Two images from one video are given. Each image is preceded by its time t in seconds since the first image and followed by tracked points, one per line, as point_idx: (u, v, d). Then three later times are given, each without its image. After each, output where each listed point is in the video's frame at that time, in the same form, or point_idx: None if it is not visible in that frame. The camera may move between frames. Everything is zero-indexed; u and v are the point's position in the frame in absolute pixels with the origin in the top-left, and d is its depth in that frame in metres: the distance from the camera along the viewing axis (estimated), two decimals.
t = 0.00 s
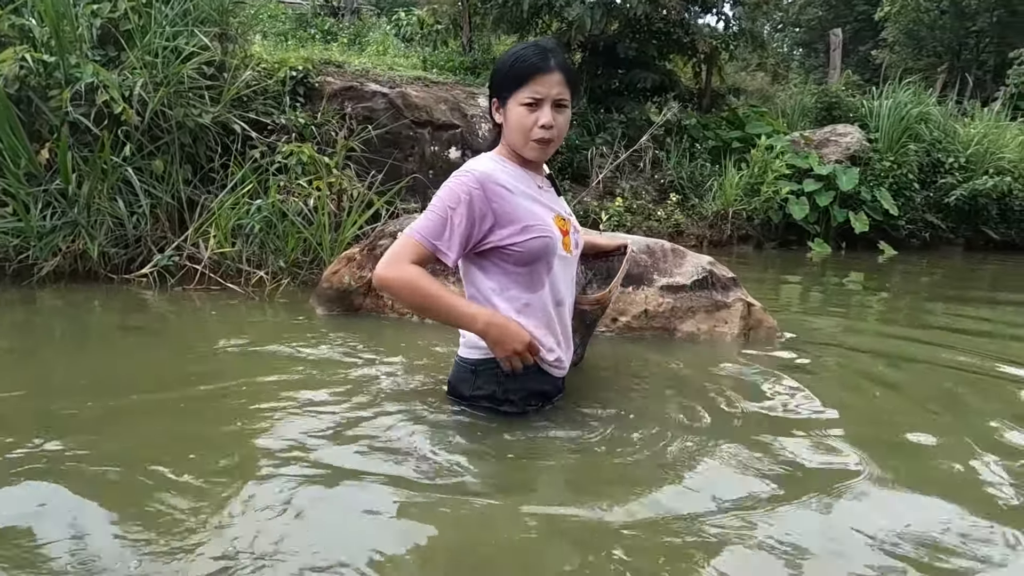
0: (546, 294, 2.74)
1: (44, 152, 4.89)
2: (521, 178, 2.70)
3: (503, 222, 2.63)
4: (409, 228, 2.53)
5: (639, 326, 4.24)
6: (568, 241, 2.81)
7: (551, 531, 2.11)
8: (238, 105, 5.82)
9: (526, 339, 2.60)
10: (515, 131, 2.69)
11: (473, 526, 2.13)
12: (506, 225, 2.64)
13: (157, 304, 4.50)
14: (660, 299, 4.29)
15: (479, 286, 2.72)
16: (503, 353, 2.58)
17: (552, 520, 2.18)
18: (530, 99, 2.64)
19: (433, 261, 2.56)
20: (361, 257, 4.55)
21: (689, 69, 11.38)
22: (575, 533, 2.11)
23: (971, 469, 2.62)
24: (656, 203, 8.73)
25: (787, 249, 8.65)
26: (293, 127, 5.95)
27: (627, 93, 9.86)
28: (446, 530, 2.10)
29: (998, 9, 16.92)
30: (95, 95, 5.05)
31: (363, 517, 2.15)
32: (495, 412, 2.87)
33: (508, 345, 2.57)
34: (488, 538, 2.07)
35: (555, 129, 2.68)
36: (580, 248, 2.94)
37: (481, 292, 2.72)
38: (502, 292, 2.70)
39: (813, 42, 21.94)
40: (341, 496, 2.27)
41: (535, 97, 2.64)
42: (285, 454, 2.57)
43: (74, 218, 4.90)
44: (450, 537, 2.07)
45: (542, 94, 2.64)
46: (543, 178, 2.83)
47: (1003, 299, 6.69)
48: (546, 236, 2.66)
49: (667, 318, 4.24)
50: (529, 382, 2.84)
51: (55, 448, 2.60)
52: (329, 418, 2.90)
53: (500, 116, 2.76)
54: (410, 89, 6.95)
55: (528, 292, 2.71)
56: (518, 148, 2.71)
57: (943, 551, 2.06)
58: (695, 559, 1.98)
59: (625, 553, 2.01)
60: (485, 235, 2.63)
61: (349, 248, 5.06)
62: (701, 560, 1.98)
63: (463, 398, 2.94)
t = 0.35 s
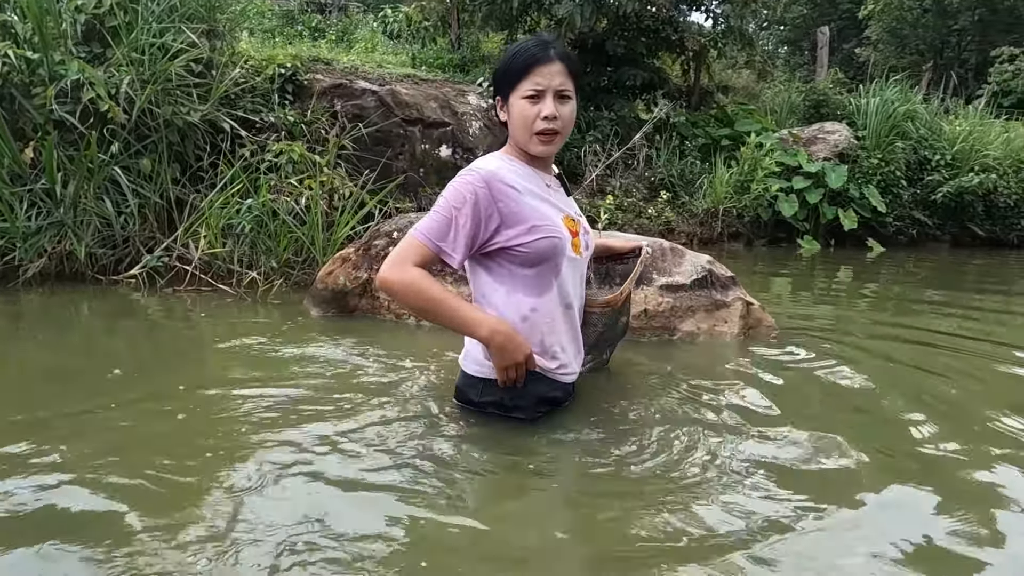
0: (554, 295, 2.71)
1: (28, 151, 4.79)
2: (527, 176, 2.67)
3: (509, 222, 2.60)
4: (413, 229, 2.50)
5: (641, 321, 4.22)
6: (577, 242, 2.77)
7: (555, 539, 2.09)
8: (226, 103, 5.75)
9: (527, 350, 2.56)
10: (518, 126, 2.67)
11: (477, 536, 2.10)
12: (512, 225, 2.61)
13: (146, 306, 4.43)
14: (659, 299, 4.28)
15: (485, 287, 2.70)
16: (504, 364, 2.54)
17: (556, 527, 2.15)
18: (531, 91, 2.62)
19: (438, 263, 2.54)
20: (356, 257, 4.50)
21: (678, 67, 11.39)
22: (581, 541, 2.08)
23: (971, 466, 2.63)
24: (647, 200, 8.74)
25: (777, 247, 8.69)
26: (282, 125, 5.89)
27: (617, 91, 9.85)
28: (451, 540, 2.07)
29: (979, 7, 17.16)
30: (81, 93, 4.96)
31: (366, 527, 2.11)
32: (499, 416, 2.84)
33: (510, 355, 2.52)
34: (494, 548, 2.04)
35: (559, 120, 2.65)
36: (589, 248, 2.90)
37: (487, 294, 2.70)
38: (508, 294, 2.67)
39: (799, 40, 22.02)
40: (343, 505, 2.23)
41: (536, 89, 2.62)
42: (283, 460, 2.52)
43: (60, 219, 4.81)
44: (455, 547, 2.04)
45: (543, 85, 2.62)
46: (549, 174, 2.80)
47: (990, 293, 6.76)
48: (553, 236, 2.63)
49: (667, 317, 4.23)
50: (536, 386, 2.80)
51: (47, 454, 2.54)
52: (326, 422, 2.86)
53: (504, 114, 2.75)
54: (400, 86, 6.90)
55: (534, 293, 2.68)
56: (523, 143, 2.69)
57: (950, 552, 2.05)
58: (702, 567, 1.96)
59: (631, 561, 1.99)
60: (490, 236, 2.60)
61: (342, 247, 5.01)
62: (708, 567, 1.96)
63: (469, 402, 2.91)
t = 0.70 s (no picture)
0: (552, 298, 2.69)
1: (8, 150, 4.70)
2: (525, 178, 2.66)
3: (507, 225, 2.59)
4: (410, 233, 2.48)
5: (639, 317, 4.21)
6: (576, 244, 2.76)
7: (551, 544, 2.07)
8: (211, 101, 5.68)
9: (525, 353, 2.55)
10: (517, 127, 2.65)
11: (473, 543, 2.07)
12: (510, 228, 2.59)
13: (132, 308, 4.35)
14: (651, 299, 4.27)
15: (483, 290, 2.69)
16: (502, 366, 2.53)
17: (554, 532, 2.14)
18: (529, 92, 2.60)
19: (436, 266, 2.52)
20: (345, 258, 4.46)
21: (665, 65, 11.40)
22: (577, 546, 2.06)
23: (962, 463, 2.64)
24: (636, 199, 8.74)
25: (764, 245, 8.73)
26: (269, 123, 5.84)
27: (605, 89, 9.85)
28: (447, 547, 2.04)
29: (961, 7, 17.47)
30: (62, 91, 4.87)
31: (360, 535, 2.08)
32: (495, 419, 2.83)
33: (509, 357, 2.51)
34: (489, 555, 2.01)
35: (557, 120, 2.63)
36: (589, 250, 2.89)
37: (484, 298, 2.68)
38: (506, 297, 2.66)
39: (785, 39, 22.13)
40: (337, 513, 2.19)
41: (534, 90, 2.60)
42: (274, 467, 2.48)
43: (42, 219, 4.72)
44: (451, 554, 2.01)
45: (541, 86, 2.60)
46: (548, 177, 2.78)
47: (975, 290, 6.83)
48: (553, 238, 2.61)
49: (658, 318, 4.22)
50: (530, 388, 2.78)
51: (29, 463, 2.48)
52: (317, 426, 2.82)
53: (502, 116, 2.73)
54: (387, 84, 6.86)
55: (533, 295, 2.66)
56: (521, 145, 2.67)
57: (944, 552, 2.05)
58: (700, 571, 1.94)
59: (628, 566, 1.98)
60: (488, 238, 2.59)
61: (331, 248, 4.96)
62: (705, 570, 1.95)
63: (466, 404, 2.90)
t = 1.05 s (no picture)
0: (550, 299, 2.71)
1: None
2: (526, 181, 2.67)
3: (507, 226, 2.60)
4: (411, 231, 2.49)
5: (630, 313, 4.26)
6: (573, 247, 2.78)
7: (545, 545, 2.08)
8: (198, 99, 5.65)
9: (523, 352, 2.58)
10: (518, 130, 2.66)
11: (468, 543, 2.08)
12: (510, 228, 2.60)
13: (118, 309, 4.32)
14: (639, 299, 4.29)
15: (482, 289, 2.70)
16: (500, 365, 2.55)
17: (543, 530, 2.16)
18: (532, 96, 2.62)
19: (436, 264, 2.53)
20: (333, 258, 4.45)
21: (653, 64, 11.43)
22: (571, 547, 2.07)
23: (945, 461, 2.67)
24: (624, 198, 8.78)
25: (751, 244, 8.80)
26: (256, 122, 5.82)
27: (593, 89, 9.87)
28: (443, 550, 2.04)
29: (945, 8, 17.62)
30: (45, 90, 4.82)
31: (357, 535, 2.08)
32: (491, 415, 2.88)
33: (507, 357, 2.53)
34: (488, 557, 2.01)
35: (558, 125, 2.64)
36: (585, 252, 2.90)
37: (483, 296, 2.69)
38: (504, 296, 2.67)
39: (771, 39, 22.21)
40: (331, 513, 2.19)
41: (536, 95, 2.62)
42: (265, 468, 2.48)
43: (26, 219, 4.68)
44: (447, 556, 2.01)
45: (544, 91, 2.62)
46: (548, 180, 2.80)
47: (958, 288, 6.91)
48: (551, 240, 2.63)
49: (646, 317, 4.25)
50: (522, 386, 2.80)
51: (16, 466, 2.46)
52: (307, 427, 2.82)
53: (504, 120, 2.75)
54: (375, 83, 6.84)
55: (531, 296, 2.67)
56: (522, 148, 2.68)
57: (936, 549, 2.07)
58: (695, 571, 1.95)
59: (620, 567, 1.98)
60: (488, 238, 2.60)
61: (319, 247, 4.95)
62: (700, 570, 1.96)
63: (462, 400, 2.94)
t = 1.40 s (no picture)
0: (537, 295, 2.73)
1: None
2: (517, 178, 2.69)
3: (498, 222, 2.61)
4: (404, 224, 2.49)
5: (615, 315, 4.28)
6: (561, 245, 2.81)
7: (532, 540, 2.10)
8: (180, 97, 5.61)
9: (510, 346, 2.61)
10: (512, 131, 2.68)
11: (455, 539, 2.09)
12: (500, 225, 2.62)
13: (100, 308, 4.29)
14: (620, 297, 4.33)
15: (470, 284, 2.71)
16: (489, 358, 2.58)
17: (528, 525, 2.18)
18: (527, 98, 2.64)
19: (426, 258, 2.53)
20: (316, 256, 4.44)
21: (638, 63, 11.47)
22: (556, 542, 2.09)
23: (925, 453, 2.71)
24: (609, 197, 8.82)
25: (735, 243, 8.87)
26: (239, 120, 5.78)
27: (579, 88, 9.89)
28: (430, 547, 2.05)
29: (926, 10, 17.83)
30: (23, 86, 4.76)
31: (341, 533, 2.08)
32: (478, 409, 2.90)
33: (495, 350, 2.56)
34: (477, 553, 2.02)
35: (552, 127, 2.66)
36: (573, 250, 2.93)
37: (471, 291, 2.70)
38: (493, 291, 2.68)
39: (756, 39, 22.39)
40: (318, 512, 2.19)
41: (532, 97, 2.63)
42: (249, 467, 2.48)
43: (4, 218, 4.62)
44: (434, 552, 2.02)
45: (538, 93, 2.63)
46: (539, 179, 2.82)
47: (937, 286, 7.01)
48: (541, 237, 2.65)
49: (626, 315, 4.30)
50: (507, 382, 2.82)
51: None
52: (290, 425, 2.82)
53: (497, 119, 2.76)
54: (361, 82, 6.83)
55: (519, 292, 2.70)
56: (515, 149, 2.70)
57: (917, 540, 2.10)
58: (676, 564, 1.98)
59: (603, 563, 2.00)
60: (479, 234, 2.61)
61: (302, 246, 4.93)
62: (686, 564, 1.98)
63: (450, 394, 2.96)
